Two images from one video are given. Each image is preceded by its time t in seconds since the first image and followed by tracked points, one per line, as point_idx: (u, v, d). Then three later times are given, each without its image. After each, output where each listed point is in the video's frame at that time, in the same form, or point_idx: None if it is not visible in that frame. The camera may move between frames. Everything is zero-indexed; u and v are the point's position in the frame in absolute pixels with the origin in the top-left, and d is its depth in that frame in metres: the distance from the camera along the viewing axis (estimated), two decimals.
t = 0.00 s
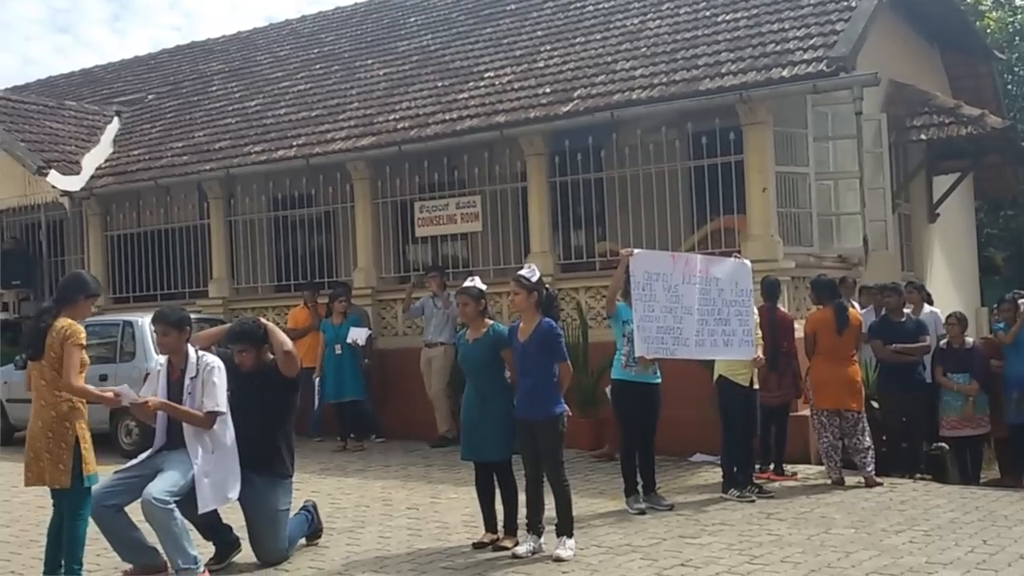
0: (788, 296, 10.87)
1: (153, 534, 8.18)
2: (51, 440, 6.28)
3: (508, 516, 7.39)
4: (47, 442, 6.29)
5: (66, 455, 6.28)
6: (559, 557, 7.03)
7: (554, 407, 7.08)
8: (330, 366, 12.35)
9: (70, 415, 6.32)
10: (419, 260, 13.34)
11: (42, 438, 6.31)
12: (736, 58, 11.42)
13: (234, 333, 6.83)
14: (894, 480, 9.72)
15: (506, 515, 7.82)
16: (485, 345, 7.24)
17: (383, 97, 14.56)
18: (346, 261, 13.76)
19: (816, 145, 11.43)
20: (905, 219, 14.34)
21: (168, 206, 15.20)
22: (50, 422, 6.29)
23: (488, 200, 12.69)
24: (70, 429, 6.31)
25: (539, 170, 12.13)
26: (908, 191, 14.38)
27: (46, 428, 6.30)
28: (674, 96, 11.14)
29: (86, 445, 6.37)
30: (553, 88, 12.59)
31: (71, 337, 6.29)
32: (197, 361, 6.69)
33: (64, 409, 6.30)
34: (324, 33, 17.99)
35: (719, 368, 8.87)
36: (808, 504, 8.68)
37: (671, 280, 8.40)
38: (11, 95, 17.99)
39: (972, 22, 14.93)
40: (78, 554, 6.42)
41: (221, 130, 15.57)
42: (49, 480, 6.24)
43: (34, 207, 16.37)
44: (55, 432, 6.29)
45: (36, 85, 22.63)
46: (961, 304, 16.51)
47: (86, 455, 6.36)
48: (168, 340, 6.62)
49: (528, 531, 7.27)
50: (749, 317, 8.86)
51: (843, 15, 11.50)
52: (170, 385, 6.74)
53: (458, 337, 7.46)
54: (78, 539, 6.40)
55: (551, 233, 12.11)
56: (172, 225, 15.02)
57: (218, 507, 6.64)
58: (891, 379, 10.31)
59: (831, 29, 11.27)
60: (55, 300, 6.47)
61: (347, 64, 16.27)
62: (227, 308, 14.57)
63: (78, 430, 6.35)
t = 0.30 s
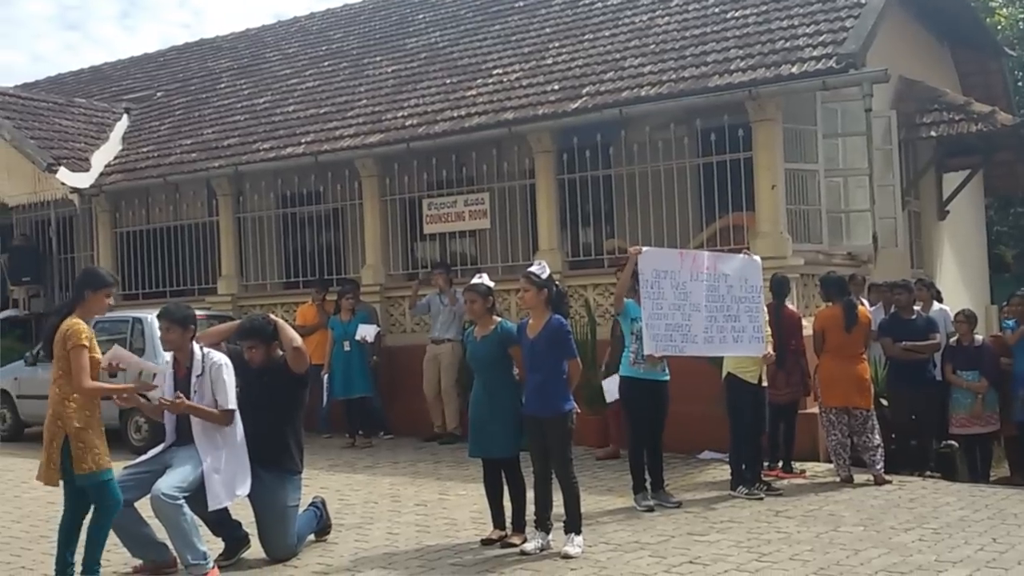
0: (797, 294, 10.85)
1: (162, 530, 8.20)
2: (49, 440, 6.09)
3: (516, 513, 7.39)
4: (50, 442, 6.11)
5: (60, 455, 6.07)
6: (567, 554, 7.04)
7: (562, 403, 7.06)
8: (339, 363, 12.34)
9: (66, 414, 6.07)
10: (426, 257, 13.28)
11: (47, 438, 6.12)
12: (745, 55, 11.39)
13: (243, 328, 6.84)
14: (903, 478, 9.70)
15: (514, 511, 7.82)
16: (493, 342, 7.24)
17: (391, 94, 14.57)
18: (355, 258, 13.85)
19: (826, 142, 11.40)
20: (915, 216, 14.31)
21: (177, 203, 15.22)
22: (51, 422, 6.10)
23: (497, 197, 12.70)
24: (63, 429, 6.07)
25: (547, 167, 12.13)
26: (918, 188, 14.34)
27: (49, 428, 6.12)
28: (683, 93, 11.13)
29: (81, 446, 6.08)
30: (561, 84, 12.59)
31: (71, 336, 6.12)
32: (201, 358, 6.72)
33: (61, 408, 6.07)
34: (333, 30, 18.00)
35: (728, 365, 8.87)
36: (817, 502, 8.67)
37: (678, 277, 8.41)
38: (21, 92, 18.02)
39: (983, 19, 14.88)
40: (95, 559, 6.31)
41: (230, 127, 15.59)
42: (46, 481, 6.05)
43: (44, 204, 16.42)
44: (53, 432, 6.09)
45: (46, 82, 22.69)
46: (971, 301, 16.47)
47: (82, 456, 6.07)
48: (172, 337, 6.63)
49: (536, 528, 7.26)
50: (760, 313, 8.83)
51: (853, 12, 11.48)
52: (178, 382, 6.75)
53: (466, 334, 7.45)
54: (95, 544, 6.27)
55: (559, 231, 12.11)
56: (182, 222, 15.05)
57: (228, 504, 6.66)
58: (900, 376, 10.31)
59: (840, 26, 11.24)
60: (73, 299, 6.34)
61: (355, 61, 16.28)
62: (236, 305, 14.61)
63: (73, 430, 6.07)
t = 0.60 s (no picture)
0: (808, 292, 10.86)
1: (173, 527, 8.22)
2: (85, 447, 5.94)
3: (526, 511, 7.38)
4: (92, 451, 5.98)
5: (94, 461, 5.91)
6: (576, 552, 7.03)
7: (574, 402, 7.06)
8: (349, 360, 12.34)
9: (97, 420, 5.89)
10: (436, 254, 13.29)
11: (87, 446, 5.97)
12: (756, 52, 11.37)
13: (255, 325, 6.85)
14: (914, 476, 9.68)
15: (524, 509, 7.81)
16: (504, 340, 7.21)
17: (402, 91, 14.57)
18: (361, 255, 13.83)
19: (837, 140, 11.36)
20: (927, 214, 14.27)
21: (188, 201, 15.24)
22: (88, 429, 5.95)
23: (506, 194, 12.69)
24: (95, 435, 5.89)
25: (557, 165, 12.12)
26: (929, 186, 14.30)
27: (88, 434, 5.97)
28: (693, 90, 11.11)
29: (112, 451, 5.89)
30: (571, 82, 12.58)
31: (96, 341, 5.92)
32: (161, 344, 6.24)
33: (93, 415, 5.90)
34: (343, 28, 18.01)
35: (738, 363, 8.87)
36: (827, 501, 8.65)
37: (689, 275, 8.37)
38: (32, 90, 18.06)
39: (995, 16, 14.81)
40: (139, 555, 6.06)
41: (240, 125, 15.61)
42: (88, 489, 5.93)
43: (55, 201, 16.46)
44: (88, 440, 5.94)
45: (58, 80, 22.75)
46: (982, 300, 16.41)
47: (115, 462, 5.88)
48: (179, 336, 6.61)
49: (545, 526, 7.26)
50: (772, 311, 8.80)
51: (865, 9, 11.43)
52: (186, 379, 6.75)
53: (476, 332, 7.43)
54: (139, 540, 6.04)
55: (569, 229, 12.10)
56: (192, 219, 15.08)
57: (239, 500, 6.69)
58: (910, 374, 10.26)
59: (852, 23, 11.21)
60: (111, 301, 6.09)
61: (366, 59, 16.29)
62: (247, 302, 14.63)
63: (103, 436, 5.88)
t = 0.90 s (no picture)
0: (819, 291, 10.84)
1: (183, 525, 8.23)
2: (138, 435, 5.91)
3: (536, 509, 7.38)
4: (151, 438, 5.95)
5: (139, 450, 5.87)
6: (586, 550, 7.03)
7: (584, 400, 7.05)
8: (359, 358, 12.35)
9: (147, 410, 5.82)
10: (446, 253, 13.27)
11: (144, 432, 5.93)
12: (767, 51, 11.34)
13: (267, 323, 6.86)
14: (925, 476, 9.65)
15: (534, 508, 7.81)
16: (515, 339, 7.22)
17: (412, 89, 14.58)
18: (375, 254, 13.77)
19: (848, 138, 11.33)
20: (938, 212, 14.22)
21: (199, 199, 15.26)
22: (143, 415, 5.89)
23: (517, 193, 12.68)
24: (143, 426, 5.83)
25: (567, 163, 12.11)
26: (941, 185, 14.25)
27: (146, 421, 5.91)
28: (704, 88, 11.09)
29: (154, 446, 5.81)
30: (582, 80, 12.57)
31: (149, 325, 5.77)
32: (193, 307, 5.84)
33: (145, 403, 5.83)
34: (354, 27, 18.02)
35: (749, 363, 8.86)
36: (838, 500, 8.63)
37: (700, 274, 8.36)
38: (44, 88, 18.10)
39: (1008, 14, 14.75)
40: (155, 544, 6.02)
41: (251, 123, 15.64)
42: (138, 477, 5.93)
43: (67, 199, 16.51)
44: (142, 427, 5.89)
45: (69, 79, 22.82)
46: (994, 299, 16.35)
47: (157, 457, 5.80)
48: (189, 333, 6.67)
49: (555, 525, 7.25)
50: (783, 310, 8.75)
51: (877, 7, 11.39)
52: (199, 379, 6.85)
53: (486, 331, 7.44)
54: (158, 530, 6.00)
55: (579, 227, 12.10)
56: (203, 217, 15.10)
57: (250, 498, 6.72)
58: (919, 372, 10.21)
59: (863, 21, 11.18)
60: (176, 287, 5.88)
61: (376, 57, 16.30)
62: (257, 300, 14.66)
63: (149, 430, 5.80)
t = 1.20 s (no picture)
0: (828, 290, 10.83)
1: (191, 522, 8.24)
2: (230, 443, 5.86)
3: (544, 508, 7.38)
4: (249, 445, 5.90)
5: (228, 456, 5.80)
6: (595, 549, 7.02)
7: (594, 399, 7.04)
8: (368, 356, 12.37)
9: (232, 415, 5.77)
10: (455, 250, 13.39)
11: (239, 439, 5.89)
12: (778, 49, 11.32)
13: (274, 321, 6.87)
14: (935, 476, 9.62)
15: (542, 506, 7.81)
16: (524, 337, 7.21)
17: (421, 88, 14.58)
18: (383, 252, 13.79)
19: (858, 137, 11.30)
20: (948, 212, 14.19)
21: (209, 197, 15.28)
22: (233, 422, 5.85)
23: (526, 191, 12.68)
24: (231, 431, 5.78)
25: (576, 162, 12.11)
26: (951, 184, 14.21)
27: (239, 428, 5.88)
28: (714, 87, 11.08)
29: (237, 449, 5.72)
30: (591, 79, 12.56)
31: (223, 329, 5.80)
32: (260, 299, 5.60)
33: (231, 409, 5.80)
34: (363, 25, 18.03)
35: (760, 363, 8.84)
36: (847, 500, 8.60)
37: (710, 273, 8.33)
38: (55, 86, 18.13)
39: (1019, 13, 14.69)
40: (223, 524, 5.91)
41: (261, 121, 15.65)
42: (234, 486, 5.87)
43: (78, 197, 16.55)
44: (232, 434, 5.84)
45: (80, 77, 22.88)
46: (1004, 299, 16.30)
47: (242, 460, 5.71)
48: (200, 330, 6.63)
49: (564, 523, 7.25)
50: (794, 310, 8.72)
51: (888, 5, 11.35)
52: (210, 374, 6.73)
53: (495, 328, 7.44)
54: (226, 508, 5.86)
55: (588, 226, 12.10)
56: (213, 215, 15.12)
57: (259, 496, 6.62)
58: (929, 372, 10.19)
59: (874, 20, 11.14)
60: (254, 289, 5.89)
61: (386, 55, 16.31)
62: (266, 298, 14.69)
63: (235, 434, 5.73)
